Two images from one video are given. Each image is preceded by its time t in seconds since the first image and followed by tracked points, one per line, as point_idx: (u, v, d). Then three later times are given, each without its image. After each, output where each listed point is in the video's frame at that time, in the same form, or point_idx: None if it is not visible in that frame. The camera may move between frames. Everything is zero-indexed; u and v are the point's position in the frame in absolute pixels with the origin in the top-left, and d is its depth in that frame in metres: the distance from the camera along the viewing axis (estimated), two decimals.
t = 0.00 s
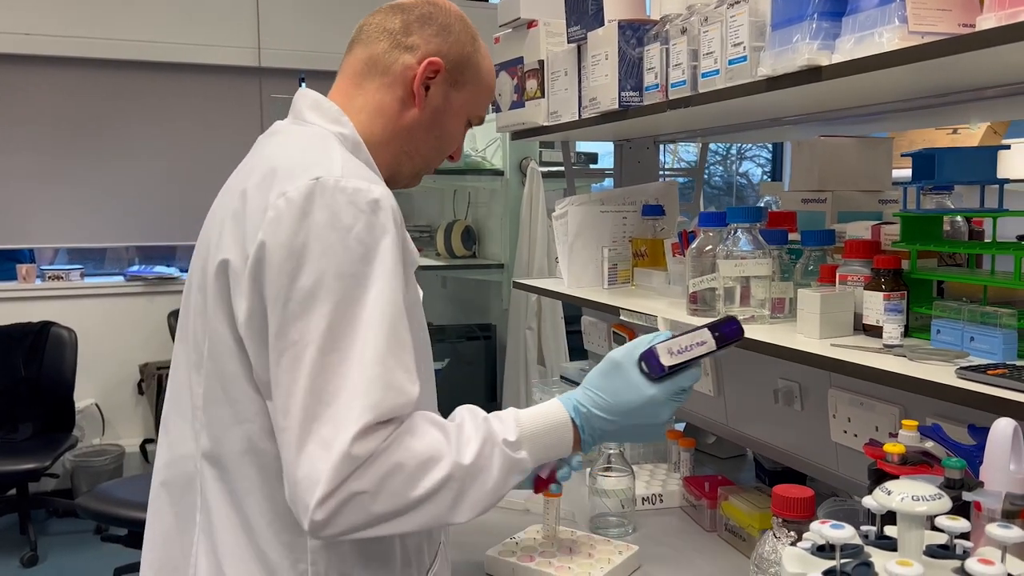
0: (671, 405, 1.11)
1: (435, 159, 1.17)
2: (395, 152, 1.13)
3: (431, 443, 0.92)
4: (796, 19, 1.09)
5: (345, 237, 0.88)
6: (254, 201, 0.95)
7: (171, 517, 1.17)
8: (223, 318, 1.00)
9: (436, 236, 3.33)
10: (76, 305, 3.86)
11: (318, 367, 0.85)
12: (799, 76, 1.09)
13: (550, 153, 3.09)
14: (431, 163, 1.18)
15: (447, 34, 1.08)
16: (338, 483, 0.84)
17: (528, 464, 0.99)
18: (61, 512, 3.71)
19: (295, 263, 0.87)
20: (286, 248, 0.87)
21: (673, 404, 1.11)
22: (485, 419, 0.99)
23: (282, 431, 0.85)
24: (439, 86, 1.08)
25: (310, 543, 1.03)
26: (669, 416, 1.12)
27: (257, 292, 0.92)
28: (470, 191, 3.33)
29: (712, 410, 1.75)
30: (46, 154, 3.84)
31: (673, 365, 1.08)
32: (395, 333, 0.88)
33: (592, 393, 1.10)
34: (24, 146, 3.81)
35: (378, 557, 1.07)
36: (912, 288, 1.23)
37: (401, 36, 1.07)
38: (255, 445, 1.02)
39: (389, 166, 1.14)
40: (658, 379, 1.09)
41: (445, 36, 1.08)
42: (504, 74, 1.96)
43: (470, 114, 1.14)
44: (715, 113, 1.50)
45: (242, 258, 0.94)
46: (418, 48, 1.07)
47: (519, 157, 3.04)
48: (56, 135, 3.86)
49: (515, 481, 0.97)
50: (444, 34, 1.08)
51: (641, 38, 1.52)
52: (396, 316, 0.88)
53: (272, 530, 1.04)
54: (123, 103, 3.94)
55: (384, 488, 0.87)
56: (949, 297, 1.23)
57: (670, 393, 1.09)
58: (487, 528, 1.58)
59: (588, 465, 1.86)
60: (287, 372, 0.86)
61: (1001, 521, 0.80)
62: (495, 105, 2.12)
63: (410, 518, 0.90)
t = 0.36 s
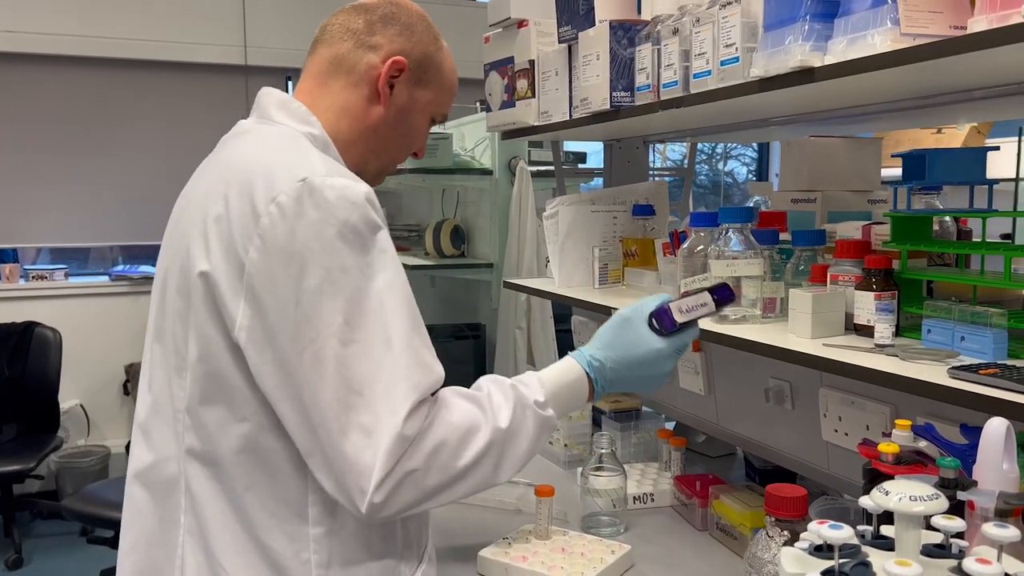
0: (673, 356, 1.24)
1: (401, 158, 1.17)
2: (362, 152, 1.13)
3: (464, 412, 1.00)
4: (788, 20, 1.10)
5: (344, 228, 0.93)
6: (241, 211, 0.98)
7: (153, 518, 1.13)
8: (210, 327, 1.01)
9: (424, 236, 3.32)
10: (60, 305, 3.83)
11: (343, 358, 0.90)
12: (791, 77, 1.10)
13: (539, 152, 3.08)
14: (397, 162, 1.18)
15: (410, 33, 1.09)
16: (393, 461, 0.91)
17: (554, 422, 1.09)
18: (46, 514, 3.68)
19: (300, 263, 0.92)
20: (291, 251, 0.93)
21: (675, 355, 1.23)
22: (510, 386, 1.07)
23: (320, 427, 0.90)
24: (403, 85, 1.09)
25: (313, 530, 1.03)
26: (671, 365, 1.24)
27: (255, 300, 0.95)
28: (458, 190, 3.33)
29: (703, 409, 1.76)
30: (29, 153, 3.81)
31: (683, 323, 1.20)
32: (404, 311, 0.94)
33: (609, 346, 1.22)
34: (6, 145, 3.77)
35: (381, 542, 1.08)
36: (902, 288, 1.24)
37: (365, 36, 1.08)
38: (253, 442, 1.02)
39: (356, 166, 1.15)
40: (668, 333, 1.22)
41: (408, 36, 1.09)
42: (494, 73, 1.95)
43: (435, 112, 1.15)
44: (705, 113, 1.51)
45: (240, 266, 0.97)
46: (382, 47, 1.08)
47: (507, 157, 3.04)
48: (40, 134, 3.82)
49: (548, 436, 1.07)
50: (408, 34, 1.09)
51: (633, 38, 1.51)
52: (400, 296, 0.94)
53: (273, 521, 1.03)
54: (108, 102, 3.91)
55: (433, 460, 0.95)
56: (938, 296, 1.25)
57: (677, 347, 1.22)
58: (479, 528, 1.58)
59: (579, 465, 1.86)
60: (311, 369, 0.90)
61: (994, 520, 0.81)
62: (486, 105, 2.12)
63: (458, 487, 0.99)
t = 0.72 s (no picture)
0: (578, 277, 1.29)
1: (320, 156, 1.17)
2: (277, 150, 1.13)
3: (377, 351, 1.01)
4: (776, 18, 1.10)
5: (230, 194, 0.95)
6: (143, 207, 1.01)
7: (90, 503, 1.16)
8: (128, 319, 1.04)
9: (412, 235, 3.37)
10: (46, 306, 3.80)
11: (239, 318, 0.91)
12: (779, 75, 1.10)
13: (528, 151, 3.08)
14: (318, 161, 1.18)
15: (311, 34, 1.09)
16: (310, 403, 0.92)
17: (471, 351, 1.10)
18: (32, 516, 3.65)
19: (191, 234, 0.94)
20: (181, 226, 0.94)
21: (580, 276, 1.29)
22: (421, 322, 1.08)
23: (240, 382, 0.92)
24: (308, 83, 1.09)
25: (238, 492, 1.07)
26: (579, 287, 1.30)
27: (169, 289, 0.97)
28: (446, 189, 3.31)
29: (692, 408, 1.76)
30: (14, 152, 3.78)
31: (580, 242, 1.28)
32: (296, 269, 0.95)
33: (512, 276, 1.25)
34: None
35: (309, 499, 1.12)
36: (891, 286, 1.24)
37: (269, 41, 1.09)
38: (178, 416, 1.05)
39: (274, 166, 1.15)
40: (566, 255, 1.28)
41: (310, 36, 1.09)
42: (482, 71, 1.94)
43: (349, 109, 1.14)
44: (693, 112, 1.51)
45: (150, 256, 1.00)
46: (285, 49, 1.08)
47: (496, 155, 3.01)
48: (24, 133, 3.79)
49: (467, 364, 1.09)
50: (309, 35, 1.09)
51: (620, 37, 1.51)
52: (291, 255, 0.96)
53: (199, 486, 1.07)
54: (94, 101, 3.89)
55: (352, 398, 0.96)
56: (926, 294, 1.25)
57: (578, 266, 1.28)
58: (469, 528, 1.57)
59: (569, 464, 1.86)
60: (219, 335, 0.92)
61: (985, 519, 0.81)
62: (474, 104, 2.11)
63: (385, 421, 1.00)
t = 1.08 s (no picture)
0: (514, 234, 1.52)
1: (275, 154, 1.32)
2: (234, 148, 1.29)
3: (318, 316, 1.17)
4: (768, 16, 1.10)
5: (162, 183, 1.11)
6: (91, 202, 1.16)
7: (58, 492, 1.35)
8: (88, 313, 1.20)
9: (406, 234, 3.34)
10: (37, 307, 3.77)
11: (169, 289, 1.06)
12: (772, 72, 1.09)
13: (522, 150, 3.08)
14: (273, 158, 1.33)
15: (266, 43, 1.26)
16: (254, 361, 1.08)
17: (410, 313, 1.28)
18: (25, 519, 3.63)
19: (128, 220, 1.09)
20: (120, 213, 1.09)
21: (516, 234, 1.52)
22: (359, 291, 1.25)
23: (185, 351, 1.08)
24: (263, 86, 1.25)
25: (191, 467, 1.23)
26: (517, 245, 1.54)
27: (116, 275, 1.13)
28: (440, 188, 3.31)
29: (686, 405, 1.76)
30: (4, 152, 3.75)
31: (512, 201, 1.49)
32: (221, 245, 1.10)
33: (454, 238, 1.48)
34: None
35: (253, 477, 1.27)
36: (884, 282, 1.24)
37: (228, 49, 1.26)
38: (131, 397, 1.22)
39: (230, 163, 1.31)
40: (501, 215, 1.50)
41: (265, 45, 1.26)
42: (474, 70, 1.94)
43: (302, 111, 1.30)
44: (686, 109, 1.51)
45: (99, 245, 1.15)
46: (241, 55, 1.25)
47: (489, 154, 3.02)
48: (15, 133, 3.77)
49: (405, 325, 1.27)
50: (264, 43, 1.26)
51: (613, 35, 1.51)
52: (218, 233, 1.11)
53: (154, 462, 1.22)
54: (85, 101, 3.87)
55: (293, 356, 1.11)
56: (919, 290, 1.25)
57: (513, 225, 1.50)
58: (465, 527, 1.57)
59: (563, 463, 1.86)
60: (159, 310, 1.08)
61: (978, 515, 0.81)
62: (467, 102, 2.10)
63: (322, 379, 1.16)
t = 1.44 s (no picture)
0: (506, 207, 1.62)
1: (256, 162, 1.31)
2: (215, 152, 1.28)
3: (326, 275, 1.19)
4: (769, 9, 1.09)
5: (147, 167, 1.12)
6: (76, 194, 1.16)
7: (56, 490, 1.35)
8: (80, 304, 1.20)
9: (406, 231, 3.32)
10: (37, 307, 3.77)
11: (163, 269, 1.06)
12: (773, 65, 1.09)
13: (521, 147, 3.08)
14: (254, 166, 1.32)
15: (261, 54, 1.27)
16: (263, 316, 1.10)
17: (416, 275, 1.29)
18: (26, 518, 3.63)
19: (115, 209, 1.09)
20: (105, 203, 1.10)
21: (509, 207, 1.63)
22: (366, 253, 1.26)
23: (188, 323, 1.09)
24: (253, 93, 1.25)
25: (192, 449, 1.23)
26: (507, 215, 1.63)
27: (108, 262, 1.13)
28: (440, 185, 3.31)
29: (687, 401, 1.76)
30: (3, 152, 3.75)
31: (505, 174, 1.61)
32: (210, 226, 1.12)
33: (452, 212, 1.56)
34: None
35: (255, 453, 1.27)
36: (886, 276, 1.24)
37: (221, 56, 1.27)
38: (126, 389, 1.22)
39: (211, 168, 1.29)
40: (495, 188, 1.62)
41: (259, 55, 1.27)
42: (474, 66, 1.93)
43: (289, 124, 1.30)
44: (687, 104, 1.50)
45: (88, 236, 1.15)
46: (234, 62, 1.26)
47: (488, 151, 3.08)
48: (14, 133, 3.76)
49: (410, 286, 1.26)
50: (259, 53, 1.27)
51: (613, 30, 1.50)
52: (206, 214, 1.13)
53: (153, 449, 1.22)
54: (84, 100, 3.86)
55: (303, 311, 1.13)
56: (921, 285, 1.24)
57: (507, 197, 1.62)
58: (466, 524, 1.57)
59: (565, 459, 1.85)
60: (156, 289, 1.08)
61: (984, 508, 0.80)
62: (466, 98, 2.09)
63: (335, 334, 1.17)
